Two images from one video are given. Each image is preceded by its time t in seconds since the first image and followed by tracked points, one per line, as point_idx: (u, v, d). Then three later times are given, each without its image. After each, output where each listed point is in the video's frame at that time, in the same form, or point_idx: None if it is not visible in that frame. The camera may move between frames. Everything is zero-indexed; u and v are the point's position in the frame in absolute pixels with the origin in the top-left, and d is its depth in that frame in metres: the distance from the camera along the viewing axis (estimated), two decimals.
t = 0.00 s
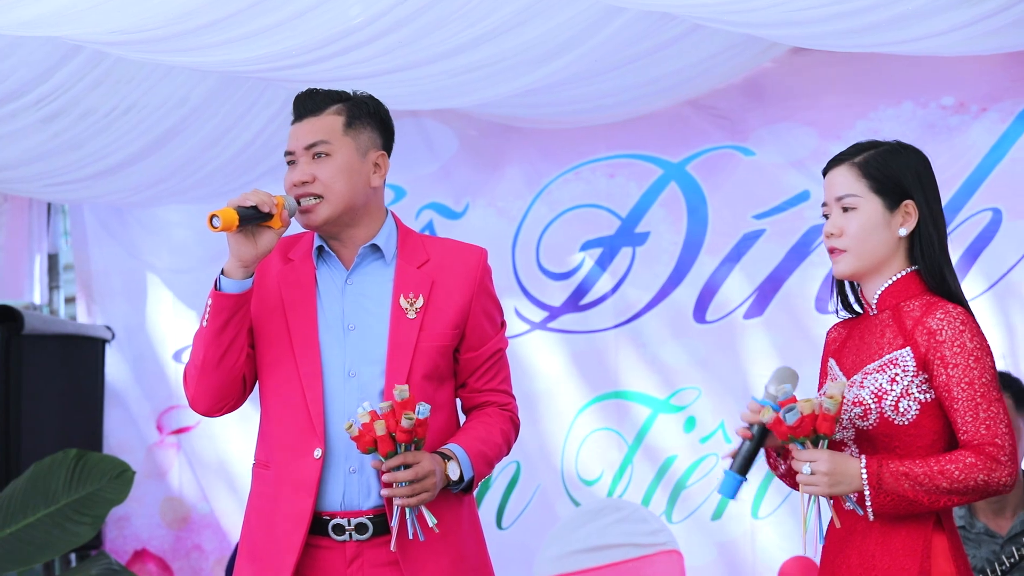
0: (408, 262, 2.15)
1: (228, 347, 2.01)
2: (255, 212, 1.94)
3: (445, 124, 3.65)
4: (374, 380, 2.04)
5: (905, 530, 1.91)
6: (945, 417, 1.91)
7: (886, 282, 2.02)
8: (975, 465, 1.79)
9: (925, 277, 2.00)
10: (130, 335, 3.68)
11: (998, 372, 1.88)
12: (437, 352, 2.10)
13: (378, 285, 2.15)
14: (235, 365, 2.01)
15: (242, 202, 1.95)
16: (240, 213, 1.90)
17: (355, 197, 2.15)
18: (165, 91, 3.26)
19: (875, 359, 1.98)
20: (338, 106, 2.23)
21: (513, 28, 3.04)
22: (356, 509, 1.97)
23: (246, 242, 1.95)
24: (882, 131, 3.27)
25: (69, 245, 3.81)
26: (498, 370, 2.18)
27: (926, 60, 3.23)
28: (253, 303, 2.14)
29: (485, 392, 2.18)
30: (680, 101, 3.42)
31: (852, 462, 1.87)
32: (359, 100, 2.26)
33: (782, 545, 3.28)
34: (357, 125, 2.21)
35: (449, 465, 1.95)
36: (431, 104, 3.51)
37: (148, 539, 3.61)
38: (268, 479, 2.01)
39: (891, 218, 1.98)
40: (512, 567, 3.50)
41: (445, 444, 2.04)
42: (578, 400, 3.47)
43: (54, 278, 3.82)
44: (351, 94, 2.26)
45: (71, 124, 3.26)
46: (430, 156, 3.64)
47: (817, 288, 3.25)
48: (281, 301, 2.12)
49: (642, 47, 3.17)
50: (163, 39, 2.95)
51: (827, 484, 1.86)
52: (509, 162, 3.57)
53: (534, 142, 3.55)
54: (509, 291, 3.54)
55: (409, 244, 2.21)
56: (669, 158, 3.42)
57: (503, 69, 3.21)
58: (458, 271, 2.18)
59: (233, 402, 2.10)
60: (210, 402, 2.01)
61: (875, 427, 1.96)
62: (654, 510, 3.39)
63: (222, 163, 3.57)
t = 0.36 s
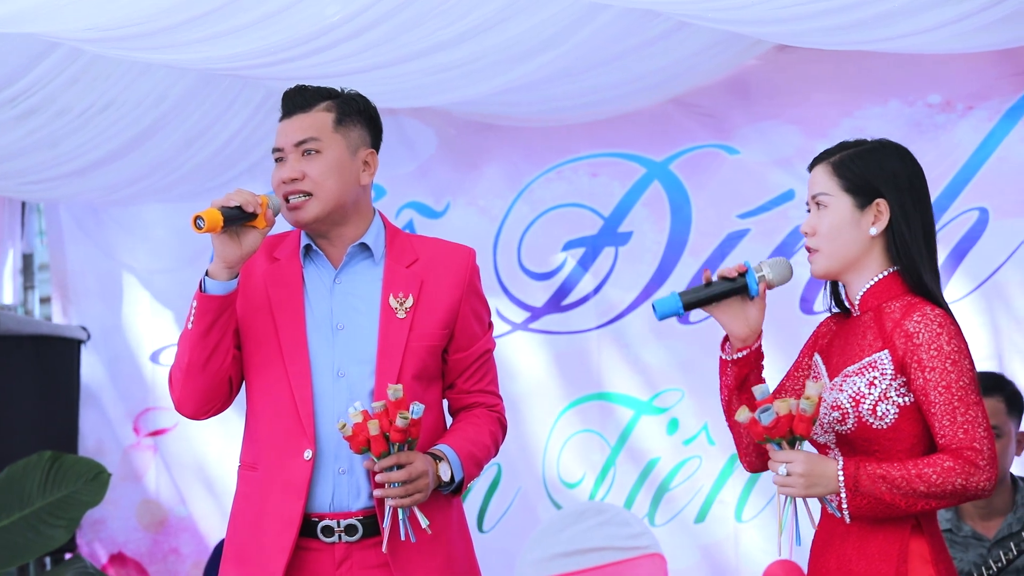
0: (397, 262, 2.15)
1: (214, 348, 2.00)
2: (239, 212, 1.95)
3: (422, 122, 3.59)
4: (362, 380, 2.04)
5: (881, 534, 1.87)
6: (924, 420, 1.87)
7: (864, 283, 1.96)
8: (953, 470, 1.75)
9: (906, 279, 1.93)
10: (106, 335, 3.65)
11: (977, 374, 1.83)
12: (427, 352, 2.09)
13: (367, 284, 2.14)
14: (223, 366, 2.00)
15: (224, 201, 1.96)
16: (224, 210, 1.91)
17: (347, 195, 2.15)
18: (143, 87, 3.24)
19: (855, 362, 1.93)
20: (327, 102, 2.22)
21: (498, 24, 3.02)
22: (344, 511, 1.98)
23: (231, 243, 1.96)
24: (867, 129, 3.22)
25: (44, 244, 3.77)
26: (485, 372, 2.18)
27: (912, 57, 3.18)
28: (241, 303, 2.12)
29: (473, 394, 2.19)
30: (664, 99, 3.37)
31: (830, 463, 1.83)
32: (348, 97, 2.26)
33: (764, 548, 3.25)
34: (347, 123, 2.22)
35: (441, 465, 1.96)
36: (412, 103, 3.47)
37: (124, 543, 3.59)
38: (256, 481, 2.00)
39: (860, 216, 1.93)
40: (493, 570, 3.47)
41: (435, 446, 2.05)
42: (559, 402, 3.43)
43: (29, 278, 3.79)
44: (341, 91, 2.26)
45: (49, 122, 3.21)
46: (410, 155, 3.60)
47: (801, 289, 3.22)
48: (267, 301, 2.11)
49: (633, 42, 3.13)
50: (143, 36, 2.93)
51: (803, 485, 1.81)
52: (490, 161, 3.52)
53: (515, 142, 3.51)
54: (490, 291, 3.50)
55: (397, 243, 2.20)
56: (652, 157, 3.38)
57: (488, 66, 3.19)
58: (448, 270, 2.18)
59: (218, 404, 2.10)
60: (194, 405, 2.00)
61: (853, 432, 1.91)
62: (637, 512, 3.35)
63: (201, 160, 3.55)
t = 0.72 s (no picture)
0: (387, 261, 2.21)
1: (201, 355, 2.05)
2: (222, 219, 1.99)
3: (398, 119, 3.55)
4: (351, 380, 2.10)
5: (861, 532, 1.86)
6: (904, 418, 1.85)
7: (843, 282, 1.97)
8: (936, 468, 1.74)
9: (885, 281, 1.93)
10: (81, 334, 3.59)
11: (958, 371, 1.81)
12: (416, 352, 2.15)
13: (356, 283, 2.21)
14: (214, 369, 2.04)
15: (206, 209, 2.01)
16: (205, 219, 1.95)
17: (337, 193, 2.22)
18: (119, 84, 3.27)
19: (834, 358, 1.91)
20: (316, 99, 2.28)
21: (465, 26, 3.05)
22: (333, 512, 2.04)
23: (215, 248, 2.00)
24: (851, 128, 3.19)
25: (19, 243, 3.71)
26: (475, 372, 2.24)
27: (896, 55, 3.15)
28: (229, 305, 2.18)
29: (461, 394, 2.25)
30: (646, 97, 3.33)
31: (812, 463, 1.80)
32: (337, 94, 2.33)
33: (746, 551, 3.22)
34: (337, 120, 2.28)
35: (431, 467, 2.03)
36: (392, 100, 3.44)
37: (100, 545, 3.53)
38: (247, 482, 2.06)
39: (838, 215, 1.94)
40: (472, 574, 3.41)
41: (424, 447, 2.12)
42: (540, 403, 3.38)
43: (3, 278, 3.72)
44: (329, 88, 2.33)
45: (21, 119, 3.25)
46: (390, 152, 3.54)
47: (784, 288, 3.21)
48: (254, 302, 2.16)
49: (614, 39, 3.15)
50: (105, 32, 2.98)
51: (785, 485, 1.78)
52: (469, 159, 3.47)
53: (494, 140, 3.46)
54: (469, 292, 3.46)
55: (387, 243, 2.25)
56: (633, 155, 3.34)
57: (469, 63, 3.18)
58: (437, 270, 2.24)
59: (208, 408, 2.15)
60: (183, 412, 2.04)
61: (832, 430, 1.90)
62: (617, 514, 3.31)
63: (178, 158, 3.52)
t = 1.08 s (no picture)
0: (380, 259, 2.35)
1: (192, 364, 2.17)
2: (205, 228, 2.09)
3: (380, 116, 3.46)
4: (343, 378, 2.23)
5: (862, 529, 2.06)
6: (899, 414, 2.10)
7: (833, 277, 2.20)
8: (947, 464, 1.97)
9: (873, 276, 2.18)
10: (62, 333, 3.53)
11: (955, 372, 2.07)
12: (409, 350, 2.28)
13: (350, 282, 2.36)
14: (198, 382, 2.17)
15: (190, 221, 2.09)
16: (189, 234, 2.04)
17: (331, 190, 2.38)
18: (99, 81, 3.45)
19: (828, 353, 2.13)
20: (313, 97, 2.46)
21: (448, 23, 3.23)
22: (323, 510, 2.16)
23: (201, 258, 2.11)
24: (838, 125, 3.17)
25: None
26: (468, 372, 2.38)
27: (883, 52, 3.13)
28: (220, 307, 2.32)
29: (456, 393, 2.38)
30: (630, 94, 3.31)
31: (828, 456, 1.98)
32: (334, 92, 2.50)
33: (734, 550, 3.21)
34: (332, 117, 2.45)
35: (421, 467, 2.14)
36: (375, 96, 3.43)
37: (82, 544, 3.49)
38: (239, 482, 2.20)
39: (837, 212, 2.17)
40: None
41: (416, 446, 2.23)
42: (525, 402, 3.34)
43: None
44: (324, 87, 2.49)
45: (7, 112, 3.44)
46: (374, 149, 3.46)
47: (769, 286, 3.21)
48: (250, 303, 2.30)
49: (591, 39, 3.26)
50: (105, 28, 3.29)
51: (805, 476, 1.95)
52: (453, 156, 3.42)
53: (479, 138, 3.41)
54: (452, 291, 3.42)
55: (381, 241, 2.41)
56: (618, 153, 3.31)
57: (452, 60, 3.32)
58: (432, 269, 2.38)
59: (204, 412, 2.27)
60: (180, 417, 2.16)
61: (832, 424, 2.11)
62: (602, 514, 3.29)
63: (161, 155, 3.53)
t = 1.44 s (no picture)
0: (375, 256, 2.34)
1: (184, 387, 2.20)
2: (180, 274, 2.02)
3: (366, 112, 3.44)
4: (335, 376, 2.23)
5: (868, 528, 2.15)
6: (903, 415, 2.19)
7: (828, 277, 2.28)
8: (958, 468, 2.07)
9: (867, 276, 2.28)
10: (45, 329, 3.50)
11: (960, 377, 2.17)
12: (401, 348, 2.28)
13: (343, 277, 2.35)
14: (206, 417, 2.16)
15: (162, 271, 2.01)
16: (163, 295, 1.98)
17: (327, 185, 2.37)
18: (81, 77, 3.48)
19: (836, 355, 2.19)
20: (311, 93, 2.46)
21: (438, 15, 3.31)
22: (313, 508, 2.17)
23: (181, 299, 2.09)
24: (825, 121, 3.15)
25: None
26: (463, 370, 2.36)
27: (870, 48, 3.12)
28: (213, 307, 2.32)
29: (451, 392, 2.36)
30: (615, 91, 3.29)
31: (855, 458, 2.05)
32: (333, 89, 2.50)
33: (721, 548, 3.20)
34: (329, 113, 2.45)
35: (412, 466, 2.13)
36: (360, 92, 3.42)
37: (65, 543, 3.47)
38: (232, 481, 2.21)
39: (834, 207, 2.25)
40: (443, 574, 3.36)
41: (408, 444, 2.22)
42: (511, 399, 3.32)
43: None
44: (322, 83, 2.49)
45: None
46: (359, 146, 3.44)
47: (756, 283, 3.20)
48: (242, 301, 2.30)
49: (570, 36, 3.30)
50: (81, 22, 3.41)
51: (836, 476, 2.01)
52: (440, 151, 3.39)
53: (465, 133, 3.38)
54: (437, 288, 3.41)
55: (377, 237, 2.40)
56: (605, 149, 3.29)
57: (438, 56, 3.36)
58: (427, 267, 2.37)
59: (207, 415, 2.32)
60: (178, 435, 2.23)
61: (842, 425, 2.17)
62: (589, 513, 3.28)
63: (144, 151, 3.51)
